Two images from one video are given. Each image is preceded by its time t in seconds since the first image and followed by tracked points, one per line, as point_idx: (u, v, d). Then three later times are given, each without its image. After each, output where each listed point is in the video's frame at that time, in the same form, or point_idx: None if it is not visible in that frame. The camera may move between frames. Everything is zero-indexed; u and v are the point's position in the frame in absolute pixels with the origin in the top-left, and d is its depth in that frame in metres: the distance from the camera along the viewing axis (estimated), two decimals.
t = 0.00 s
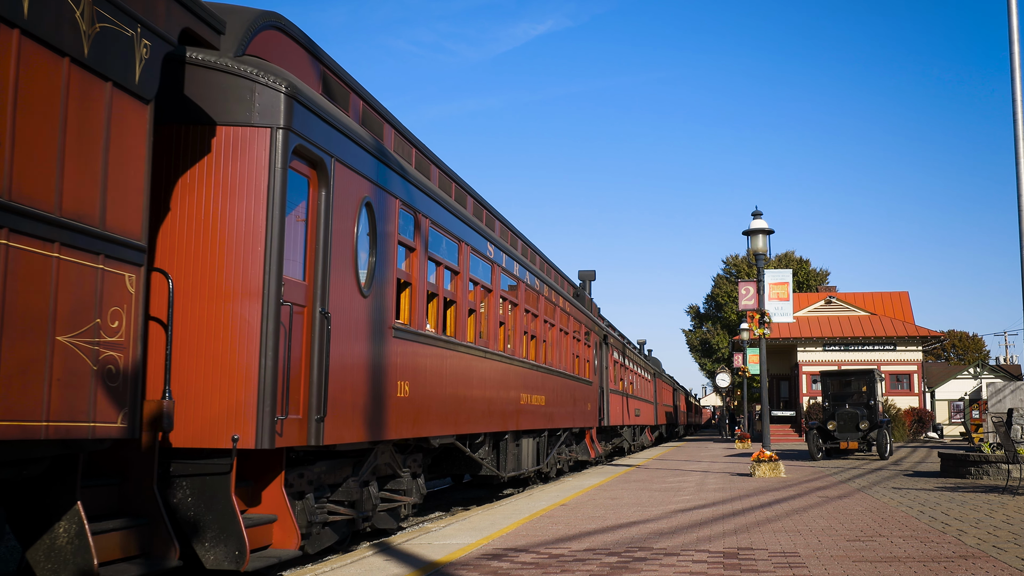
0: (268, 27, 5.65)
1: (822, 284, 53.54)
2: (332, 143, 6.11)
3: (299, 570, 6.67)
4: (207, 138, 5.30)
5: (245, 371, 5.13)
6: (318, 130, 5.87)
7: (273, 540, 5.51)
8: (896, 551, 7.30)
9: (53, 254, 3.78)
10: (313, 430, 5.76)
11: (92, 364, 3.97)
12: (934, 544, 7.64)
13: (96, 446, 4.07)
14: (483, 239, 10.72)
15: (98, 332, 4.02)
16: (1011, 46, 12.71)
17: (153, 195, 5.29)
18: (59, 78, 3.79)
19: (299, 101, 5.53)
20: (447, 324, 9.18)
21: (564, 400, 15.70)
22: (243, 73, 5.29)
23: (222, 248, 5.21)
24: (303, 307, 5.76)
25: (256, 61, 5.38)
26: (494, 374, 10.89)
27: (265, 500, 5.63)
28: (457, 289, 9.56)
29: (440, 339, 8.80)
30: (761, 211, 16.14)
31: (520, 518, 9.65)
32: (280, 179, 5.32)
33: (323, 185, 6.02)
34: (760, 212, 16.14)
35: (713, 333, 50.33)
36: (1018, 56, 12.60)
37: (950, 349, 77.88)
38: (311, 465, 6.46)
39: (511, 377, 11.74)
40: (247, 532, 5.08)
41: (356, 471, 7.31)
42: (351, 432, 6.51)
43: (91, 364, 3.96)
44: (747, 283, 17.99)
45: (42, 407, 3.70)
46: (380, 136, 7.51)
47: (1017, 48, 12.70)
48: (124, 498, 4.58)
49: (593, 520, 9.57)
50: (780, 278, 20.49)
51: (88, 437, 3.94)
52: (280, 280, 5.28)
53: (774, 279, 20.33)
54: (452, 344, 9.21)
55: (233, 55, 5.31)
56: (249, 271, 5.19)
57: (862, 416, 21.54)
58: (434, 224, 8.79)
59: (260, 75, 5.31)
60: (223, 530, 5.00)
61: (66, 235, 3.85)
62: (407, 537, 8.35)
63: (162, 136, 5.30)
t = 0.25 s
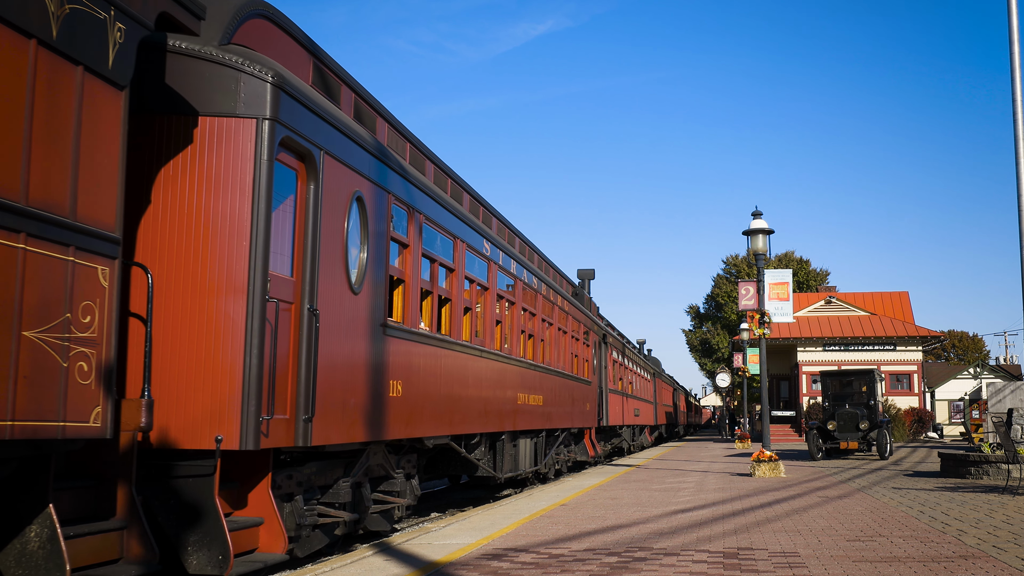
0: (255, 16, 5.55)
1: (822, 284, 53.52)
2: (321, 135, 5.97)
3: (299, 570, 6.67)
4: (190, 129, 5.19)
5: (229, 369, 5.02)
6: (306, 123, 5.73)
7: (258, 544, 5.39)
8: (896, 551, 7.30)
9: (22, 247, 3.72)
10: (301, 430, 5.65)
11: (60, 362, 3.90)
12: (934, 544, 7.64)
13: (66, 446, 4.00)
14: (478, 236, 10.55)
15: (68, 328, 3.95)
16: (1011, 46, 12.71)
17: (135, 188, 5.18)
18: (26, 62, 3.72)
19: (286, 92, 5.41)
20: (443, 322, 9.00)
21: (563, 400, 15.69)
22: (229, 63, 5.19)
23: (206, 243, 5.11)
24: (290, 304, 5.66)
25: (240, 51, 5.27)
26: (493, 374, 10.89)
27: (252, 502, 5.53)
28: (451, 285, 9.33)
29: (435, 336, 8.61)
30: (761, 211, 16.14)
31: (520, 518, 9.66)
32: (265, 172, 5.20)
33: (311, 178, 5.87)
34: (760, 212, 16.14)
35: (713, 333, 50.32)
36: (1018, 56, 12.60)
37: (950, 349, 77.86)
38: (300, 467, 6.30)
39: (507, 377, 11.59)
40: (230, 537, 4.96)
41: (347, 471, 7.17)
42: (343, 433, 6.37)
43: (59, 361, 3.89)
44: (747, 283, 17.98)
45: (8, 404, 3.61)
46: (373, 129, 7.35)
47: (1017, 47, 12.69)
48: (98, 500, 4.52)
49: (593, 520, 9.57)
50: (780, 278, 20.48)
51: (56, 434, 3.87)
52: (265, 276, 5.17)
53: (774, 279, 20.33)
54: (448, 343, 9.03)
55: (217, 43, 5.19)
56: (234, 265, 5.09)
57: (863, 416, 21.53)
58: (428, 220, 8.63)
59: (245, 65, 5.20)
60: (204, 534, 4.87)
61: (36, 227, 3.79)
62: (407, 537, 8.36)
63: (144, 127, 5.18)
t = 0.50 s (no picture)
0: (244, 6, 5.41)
1: (822, 284, 53.55)
2: (310, 127, 5.84)
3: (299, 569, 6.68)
4: (173, 119, 5.07)
5: (212, 367, 4.91)
6: (294, 114, 5.60)
7: (244, 547, 5.31)
8: (896, 551, 7.31)
9: None
10: (289, 430, 5.53)
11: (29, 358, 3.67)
12: (934, 544, 7.64)
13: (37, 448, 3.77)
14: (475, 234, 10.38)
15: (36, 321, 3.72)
16: (1011, 45, 12.71)
17: (114, 179, 5.03)
18: None
19: (272, 81, 5.30)
20: (437, 321, 8.83)
21: (561, 400, 15.69)
22: (213, 51, 5.07)
23: (189, 236, 4.99)
24: (278, 300, 5.54)
25: (224, 38, 5.14)
26: (492, 373, 10.85)
27: (238, 504, 5.43)
28: (448, 284, 9.19)
29: (429, 335, 8.42)
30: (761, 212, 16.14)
31: (520, 518, 9.66)
32: (250, 165, 5.09)
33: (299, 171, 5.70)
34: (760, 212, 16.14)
35: (713, 333, 50.32)
36: (1018, 56, 12.60)
37: (950, 349, 77.88)
38: (291, 468, 6.18)
39: (504, 376, 11.49)
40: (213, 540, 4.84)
41: (339, 472, 7.04)
42: (333, 433, 6.21)
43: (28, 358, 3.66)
44: (747, 283, 17.98)
45: None
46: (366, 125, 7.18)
47: (1017, 47, 12.69)
48: (75, 503, 4.38)
49: (592, 520, 9.57)
50: (780, 278, 20.47)
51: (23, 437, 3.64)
52: (250, 271, 5.05)
53: (774, 279, 20.32)
54: (443, 342, 8.85)
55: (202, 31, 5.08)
56: (218, 260, 4.98)
57: (862, 416, 21.53)
58: (423, 216, 8.46)
59: (229, 53, 5.08)
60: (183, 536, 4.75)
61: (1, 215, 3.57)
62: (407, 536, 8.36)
63: (123, 116, 5.04)
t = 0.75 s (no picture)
0: None
1: (822, 284, 53.56)
2: (298, 119, 5.70)
3: (301, 569, 6.69)
4: (157, 110, 4.94)
5: (194, 365, 4.75)
6: (281, 105, 5.46)
7: (229, 551, 5.11)
8: (896, 551, 7.31)
9: None
10: (276, 430, 5.37)
11: None
12: (934, 544, 7.65)
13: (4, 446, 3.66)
14: (472, 231, 10.25)
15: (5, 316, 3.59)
16: (1011, 46, 12.71)
17: (96, 171, 4.90)
18: None
19: (257, 71, 5.15)
20: (432, 319, 8.62)
21: (560, 400, 15.68)
22: (197, 39, 4.94)
23: (172, 230, 4.85)
24: (265, 297, 5.39)
25: (207, 25, 5.00)
26: (491, 373, 10.81)
27: (223, 508, 5.23)
28: (444, 282, 9.04)
29: (423, 333, 8.21)
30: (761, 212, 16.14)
31: (520, 518, 9.66)
32: (235, 156, 4.93)
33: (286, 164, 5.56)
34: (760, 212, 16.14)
35: (713, 333, 50.32)
36: (1017, 56, 12.60)
37: (951, 349, 77.89)
38: (281, 469, 6.09)
39: (502, 376, 11.37)
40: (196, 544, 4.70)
41: (330, 474, 6.93)
42: (323, 434, 6.05)
43: None
44: (747, 283, 17.98)
45: None
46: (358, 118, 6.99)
47: (1017, 47, 12.69)
48: (50, 507, 4.17)
49: (592, 520, 9.57)
50: (780, 278, 20.47)
51: None
52: (234, 265, 4.88)
53: (774, 279, 20.33)
54: (439, 340, 8.65)
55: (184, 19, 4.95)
56: (201, 254, 4.82)
57: (863, 416, 21.53)
58: (417, 212, 8.26)
59: (213, 41, 4.94)
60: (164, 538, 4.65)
61: None
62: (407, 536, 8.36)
63: (104, 108, 4.90)
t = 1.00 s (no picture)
0: None
1: (822, 284, 53.57)
2: (286, 110, 5.52)
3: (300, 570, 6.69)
4: (137, 97, 4.71)
5: (175, 365, 4.54)
6: (267, 96, 5.27)
7: (216, 555, 4.95)
8: (896, 551, 7.31)
9: None
10: (263, 431, 5.18)
11: None
12: (934, 544, 7.65)
13: None
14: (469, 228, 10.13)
15: None
16: (1011, 46, 12.71)
17: (71, 160, 4.65)
18: None
19: (242, 59, 4.94)
20: (426, 317, 8.48)
21: (558, 400, 15.66)
22: (179, 26, 4.73)
23: (152, 223, 4.64)
24: (250, 293, 5.20)
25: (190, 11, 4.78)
26: (488, 372, 10.76)
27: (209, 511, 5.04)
28: (439, 280, 8.88)
29: (416, 331, 8.02)
30: (761, 212, 16.14)
31: (520, 518, 9.65)
32: (219, 148, 4.73)
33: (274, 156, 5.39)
34: (760, 212, 16.14)
35: (713, 333, 50.33)
36: (1017, 56, 12.60)
37: (951, 349, 77.91)
38: (272, 470, 5.97)
39: (498, 376, 11.31)
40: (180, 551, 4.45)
41: (321, 475, 6.81)
42: (313, 435, 5.86)
43: None
44: (747, 283, 17.98)
45: None
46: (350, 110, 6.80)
47: (1017, 47, 12.70)
48: (26, 507, 3.86)
49: (592, 520, 9.57)
50: (780, 278, 20.47)
51: None
52: (217, 260, 4.68)
53: (774, 279, 20.33)
54: (432, 338, 8.47)
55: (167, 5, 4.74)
56: (183, 249, 4.61)
57: (863, 416, 21.53)
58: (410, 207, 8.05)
59: (195, 27, 4.73)
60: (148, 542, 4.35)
61: None
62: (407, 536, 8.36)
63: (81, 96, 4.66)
